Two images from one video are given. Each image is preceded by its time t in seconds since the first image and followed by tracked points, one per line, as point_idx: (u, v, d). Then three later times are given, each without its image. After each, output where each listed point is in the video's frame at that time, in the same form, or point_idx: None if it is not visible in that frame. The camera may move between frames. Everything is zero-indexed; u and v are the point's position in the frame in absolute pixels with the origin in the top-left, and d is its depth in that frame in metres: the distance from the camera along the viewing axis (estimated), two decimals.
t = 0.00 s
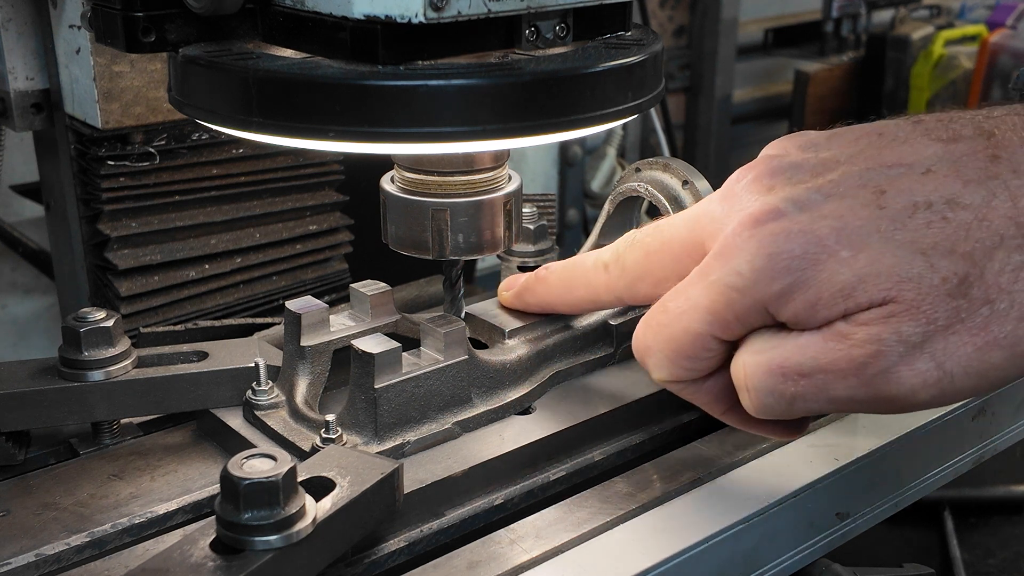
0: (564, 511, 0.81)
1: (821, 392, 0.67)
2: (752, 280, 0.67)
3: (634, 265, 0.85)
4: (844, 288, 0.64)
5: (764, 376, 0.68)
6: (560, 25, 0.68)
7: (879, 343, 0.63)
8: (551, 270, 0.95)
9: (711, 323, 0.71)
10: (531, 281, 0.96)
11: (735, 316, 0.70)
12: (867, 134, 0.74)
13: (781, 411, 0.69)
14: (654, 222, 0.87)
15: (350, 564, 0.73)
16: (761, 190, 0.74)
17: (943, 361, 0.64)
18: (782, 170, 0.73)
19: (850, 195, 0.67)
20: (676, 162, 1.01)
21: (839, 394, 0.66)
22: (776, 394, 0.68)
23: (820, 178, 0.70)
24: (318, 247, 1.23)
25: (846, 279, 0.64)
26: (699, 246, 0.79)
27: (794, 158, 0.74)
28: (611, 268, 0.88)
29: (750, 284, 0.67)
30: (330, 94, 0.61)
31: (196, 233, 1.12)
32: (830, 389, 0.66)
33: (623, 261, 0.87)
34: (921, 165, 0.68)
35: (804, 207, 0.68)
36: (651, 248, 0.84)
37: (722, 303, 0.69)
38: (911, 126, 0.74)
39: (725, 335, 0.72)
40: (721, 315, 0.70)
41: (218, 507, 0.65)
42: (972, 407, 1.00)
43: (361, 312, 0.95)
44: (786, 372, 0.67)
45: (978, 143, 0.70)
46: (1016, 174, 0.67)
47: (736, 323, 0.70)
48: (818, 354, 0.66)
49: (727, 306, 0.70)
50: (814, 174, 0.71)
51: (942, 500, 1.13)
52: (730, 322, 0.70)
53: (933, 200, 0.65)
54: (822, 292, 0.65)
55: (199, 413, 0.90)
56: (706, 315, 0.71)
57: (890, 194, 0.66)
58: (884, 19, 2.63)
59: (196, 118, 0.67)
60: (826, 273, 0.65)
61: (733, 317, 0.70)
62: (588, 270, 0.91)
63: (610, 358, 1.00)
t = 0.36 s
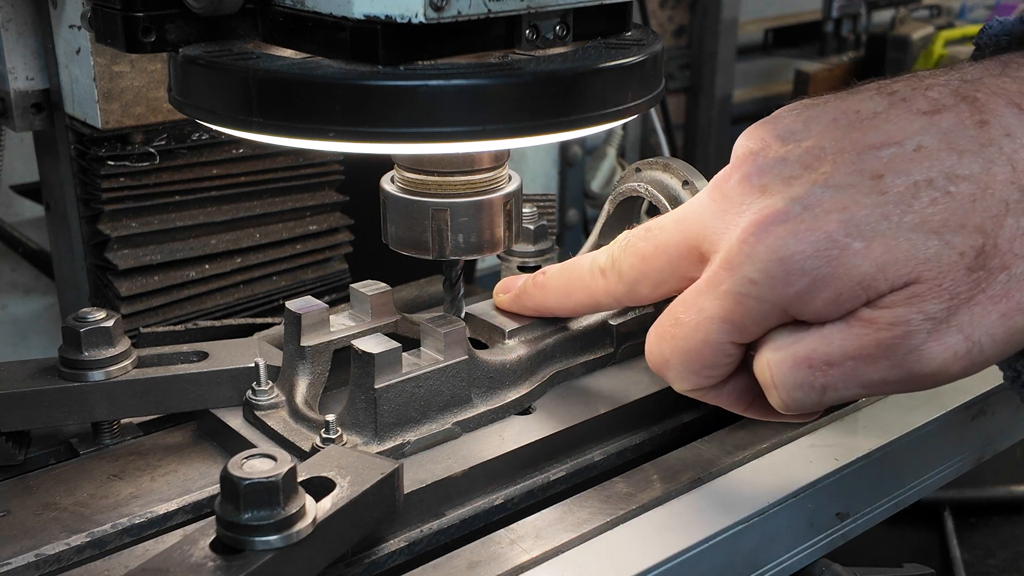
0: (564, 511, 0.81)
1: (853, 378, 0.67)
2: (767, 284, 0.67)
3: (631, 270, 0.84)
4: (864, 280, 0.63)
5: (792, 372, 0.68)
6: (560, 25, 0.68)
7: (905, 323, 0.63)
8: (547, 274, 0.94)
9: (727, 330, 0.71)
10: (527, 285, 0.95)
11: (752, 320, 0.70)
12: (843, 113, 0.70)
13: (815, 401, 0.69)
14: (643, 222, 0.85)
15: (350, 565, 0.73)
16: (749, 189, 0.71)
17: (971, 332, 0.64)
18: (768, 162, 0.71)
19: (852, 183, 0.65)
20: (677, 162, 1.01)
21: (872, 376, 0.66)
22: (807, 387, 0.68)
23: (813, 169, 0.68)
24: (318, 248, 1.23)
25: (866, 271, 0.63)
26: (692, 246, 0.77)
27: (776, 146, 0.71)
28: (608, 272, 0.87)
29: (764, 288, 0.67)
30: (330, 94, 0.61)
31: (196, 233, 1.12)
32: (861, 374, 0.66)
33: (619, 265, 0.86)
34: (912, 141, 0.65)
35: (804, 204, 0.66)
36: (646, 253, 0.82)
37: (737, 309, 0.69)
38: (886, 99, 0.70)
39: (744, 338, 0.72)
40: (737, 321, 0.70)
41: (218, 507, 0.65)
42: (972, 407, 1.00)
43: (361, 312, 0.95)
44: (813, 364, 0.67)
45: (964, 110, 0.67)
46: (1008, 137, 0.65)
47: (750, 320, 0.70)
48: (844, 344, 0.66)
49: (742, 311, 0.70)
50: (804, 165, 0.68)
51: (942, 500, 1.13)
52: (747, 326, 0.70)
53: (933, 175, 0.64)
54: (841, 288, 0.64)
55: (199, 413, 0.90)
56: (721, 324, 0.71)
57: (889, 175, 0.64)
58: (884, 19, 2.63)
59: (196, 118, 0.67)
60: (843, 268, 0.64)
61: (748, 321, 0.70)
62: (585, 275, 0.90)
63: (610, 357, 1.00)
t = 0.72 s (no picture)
0: (564, 511, 0.81)
1: (835, 466, 0.71)
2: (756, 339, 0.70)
3: (630, 293, 0.85)
4: (848, 353, 0.68)
5: (777, 453, 0.73)
6: (560, 25, 0.68)
7: (889, 414, 0.68)
8: (546, 279, 0.94)
9: (714, 378, 0.75)
10: (525, 287, 0.95)
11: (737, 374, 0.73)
12: (864, 171, 0.73)
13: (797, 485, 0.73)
14: (649, 248, 0.87)
15: (350, 564, 0.73)
16: (757, 239, 0.74)
17: (956, 423, 0.68)
18: (780, 215, 0.74)
19: (852, 249, 0.69)
20: (677, 162, 1.01)
21: (856, 463, 0.70)
22: (789, 470, 0.73)
23: (823, 227, 0.71)
24: (318, 248, 1.23)
25: (851, 344, 0.68)
26: (694, 283, 0.79)
27: (788, 199, 0.74)
28: (607, 290, 0.88)
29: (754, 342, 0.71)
30: (330, 94, 0.61)
31: (196, 233, 1.12)
32: (844, 460, 0.70)
33: (619, 287, 0.87)
34: (921, 214, 0.69)
35: (804, 264, 0.69)
36: (647, 278, 0.84)
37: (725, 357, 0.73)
38: (908, 162, 0.73)
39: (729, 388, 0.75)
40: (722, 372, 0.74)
41: (218, 507, 0.65)
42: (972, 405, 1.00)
43: (361, 312, 0.95)
44: (797, 448, 0.72)
45: (979, 188, 0.70)
46: (1018, 223, 0.69)
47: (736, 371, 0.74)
48: (829, 429, 0.70)
49: (730, 365, 0.73)
50: (812, 223, 0.71)
51: (942, 500, 1.13)
52: (733, 378, 0.74)
53: (934, 254, 0.68)
54: (825, 357, 0.69)
55: (199, 413, 0.90)
56: (709, 372, 0.75)
57: (891, 249, 0.68)
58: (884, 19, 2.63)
59: (196, 118, 0.67)
60: (831, 339, 0.68)
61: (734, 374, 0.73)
62: (584, 289, 0.91)
63: (609, 357, 1.00)
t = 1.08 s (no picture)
0: (564, 511, 0.81)
1: (762, 502, 0.68)
2: (689, 320, 0.70)
3: (631, 279, 0.88)
4: (769, 350, 0.67)
5: (710, 488, 0.70)
6: (560, 25, 0.68)
7: (804, 442, 0.64)
8: (568, 265, 0.97)
9: (656, 350, 0.74)
10: (552, 275, 0.98)
11: (677, 350, 0.73)
12: (860, 187, 0.72)
13: (730, 523, 0.70)
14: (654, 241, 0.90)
15: (350, 564, 0.73)
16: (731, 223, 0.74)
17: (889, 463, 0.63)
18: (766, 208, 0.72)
19: (804, 248, 0.67)
20: (677, 162, 1.01)
21: (779, 498, 0.67)
22: (723, 506, 0.70)
23: (790, 225, 0.69)
24: (318, 247, 1.23)
25: (773, 342, 0.66)
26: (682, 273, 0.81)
27: (780, 200, 0.73)
28: (611, 277, 0.91)
29: (689, 324, 0.70)
30: (329, 94, 0.61)
31: (196, 233, 1.12)
32: (771, 497, 0.67)
33: (622, 273, 0.89)
34: (885, 231, 0.65)
35: (758, 253, 0.68)
36: (643, 265, 0.87)
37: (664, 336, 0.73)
38: (901, 187, 0.69)
39: (669, 364, 0.75)
40: (663, 344, 0.73)
41: (218, 507, 0.65)
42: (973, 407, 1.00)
43: (361, 312, 0.95)
44: (727, 482, 0.69)
45: (946, 217, 0.65)
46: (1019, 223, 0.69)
47: (679, 358, 0.74)
48: (752, 461, 0.68)
49: (671, 340, 0.73)
50: (788, 220, 0.70)
51: (942, 500, 1.13)
52: (673, 355, 0.73)
53: (878, 273, 0.63)
54: (748, 349, 0.68)
55: (199, 413, 0.90)
56: (652, 341, 0.74)
57: (839, 257, 0.65)
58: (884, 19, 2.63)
59: (196, 118, 0.67)
60: (757, 331, 0.67)
61: (675, 351, 0.73)
62: (593, 277, 0.94)
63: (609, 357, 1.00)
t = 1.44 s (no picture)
0: (564, 511, 0.81)
1: (744, 411, 0.73)
2: (711, 252, 0.75)
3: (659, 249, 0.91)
4: (781, 282, 0.71)
5: (698, 394, 0.75)
6: (560, 25, 0.68)
7: (794, 358, 0.70)
8: (591, 252, 0.99)
9: (676, 283, 0.81)
10: (573, 265, 1.00)
11: (697, 284, 0.78)
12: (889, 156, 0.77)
13: (712, 429, 0.75)
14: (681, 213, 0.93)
15: (350, 564, 0.73)
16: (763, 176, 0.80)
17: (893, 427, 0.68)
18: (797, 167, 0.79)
19: (830, 195, 0.74)
20: (677, 162, 1.01)
21: (759, 410, 0.72)
22: (706, 410, 0.75)
23: (819, 176, 0.77)
24: (318, 248, 1.23)
25: (786, 274, 0.71)
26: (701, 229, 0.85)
27: (813, 155, 0.81)
28: (641, 250, 0.94)
29: (710, 257, 0.75)
30: (330, 94, 0.61)
31: (196, 233, 1.12)
32: (751, 407, 0.72)
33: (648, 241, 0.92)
34: (907, 189, 0.72)
35: (784, 196, 0.75)
36: (672, 230, 0.90)
37: (687, 269, 0.79)
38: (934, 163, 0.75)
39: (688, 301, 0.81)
40: (685, 279, 0.79)
41: (218, 507, 0.65)
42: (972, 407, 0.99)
43: (361, 312, 0.95)
44: (716, 390, 0.74)
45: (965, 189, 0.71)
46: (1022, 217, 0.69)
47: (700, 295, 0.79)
48: (745, 373, 0.73)
49: (694, 276, 0.78)
50: (821, 172, 0.78)
51: (942, 499, 1.13)
52: (695, 290, 0.79)
53: (896, 222, 0.70)
54: (762, 282, 0.72)
55: (199, 413, 0.90)
56: (674, 276, 0.80)
57: (861, 207, 0.72)
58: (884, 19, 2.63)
59: (196, 118, 0.67)
60: (773, 263, 0.72)
61: (694, 285, 0.79)
62: (619, 256, 0.96)
63: (610, 357, 1.00)
